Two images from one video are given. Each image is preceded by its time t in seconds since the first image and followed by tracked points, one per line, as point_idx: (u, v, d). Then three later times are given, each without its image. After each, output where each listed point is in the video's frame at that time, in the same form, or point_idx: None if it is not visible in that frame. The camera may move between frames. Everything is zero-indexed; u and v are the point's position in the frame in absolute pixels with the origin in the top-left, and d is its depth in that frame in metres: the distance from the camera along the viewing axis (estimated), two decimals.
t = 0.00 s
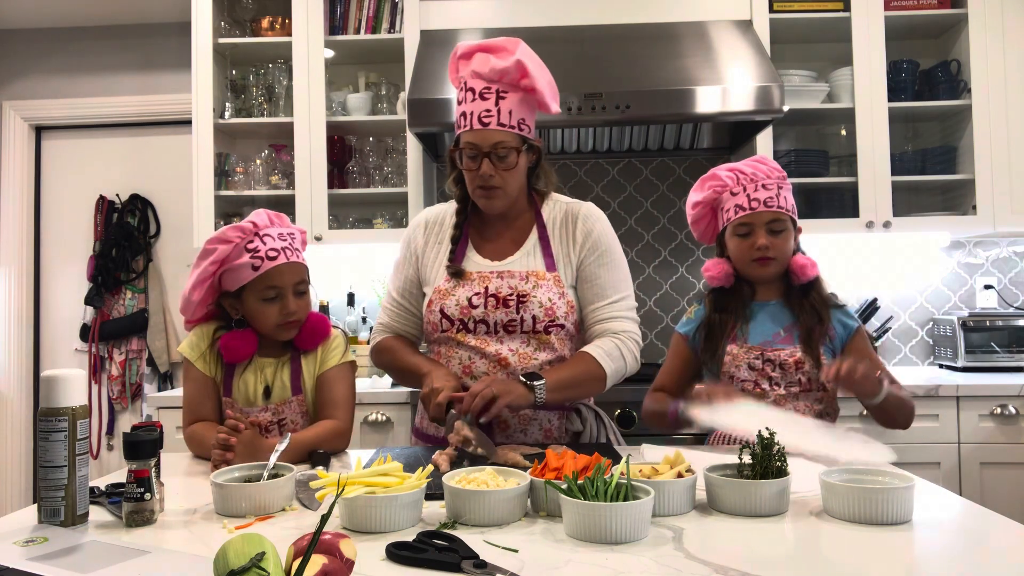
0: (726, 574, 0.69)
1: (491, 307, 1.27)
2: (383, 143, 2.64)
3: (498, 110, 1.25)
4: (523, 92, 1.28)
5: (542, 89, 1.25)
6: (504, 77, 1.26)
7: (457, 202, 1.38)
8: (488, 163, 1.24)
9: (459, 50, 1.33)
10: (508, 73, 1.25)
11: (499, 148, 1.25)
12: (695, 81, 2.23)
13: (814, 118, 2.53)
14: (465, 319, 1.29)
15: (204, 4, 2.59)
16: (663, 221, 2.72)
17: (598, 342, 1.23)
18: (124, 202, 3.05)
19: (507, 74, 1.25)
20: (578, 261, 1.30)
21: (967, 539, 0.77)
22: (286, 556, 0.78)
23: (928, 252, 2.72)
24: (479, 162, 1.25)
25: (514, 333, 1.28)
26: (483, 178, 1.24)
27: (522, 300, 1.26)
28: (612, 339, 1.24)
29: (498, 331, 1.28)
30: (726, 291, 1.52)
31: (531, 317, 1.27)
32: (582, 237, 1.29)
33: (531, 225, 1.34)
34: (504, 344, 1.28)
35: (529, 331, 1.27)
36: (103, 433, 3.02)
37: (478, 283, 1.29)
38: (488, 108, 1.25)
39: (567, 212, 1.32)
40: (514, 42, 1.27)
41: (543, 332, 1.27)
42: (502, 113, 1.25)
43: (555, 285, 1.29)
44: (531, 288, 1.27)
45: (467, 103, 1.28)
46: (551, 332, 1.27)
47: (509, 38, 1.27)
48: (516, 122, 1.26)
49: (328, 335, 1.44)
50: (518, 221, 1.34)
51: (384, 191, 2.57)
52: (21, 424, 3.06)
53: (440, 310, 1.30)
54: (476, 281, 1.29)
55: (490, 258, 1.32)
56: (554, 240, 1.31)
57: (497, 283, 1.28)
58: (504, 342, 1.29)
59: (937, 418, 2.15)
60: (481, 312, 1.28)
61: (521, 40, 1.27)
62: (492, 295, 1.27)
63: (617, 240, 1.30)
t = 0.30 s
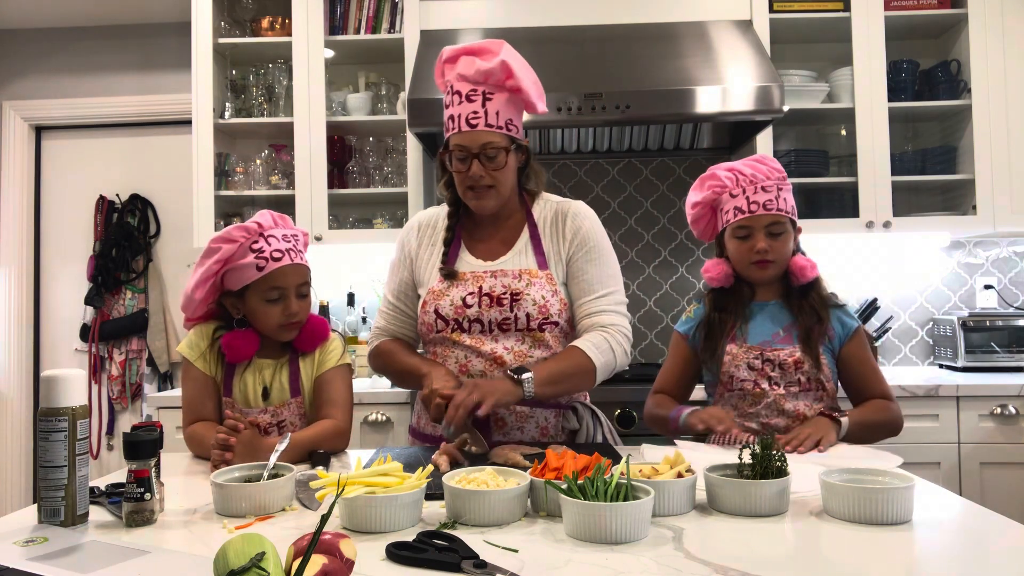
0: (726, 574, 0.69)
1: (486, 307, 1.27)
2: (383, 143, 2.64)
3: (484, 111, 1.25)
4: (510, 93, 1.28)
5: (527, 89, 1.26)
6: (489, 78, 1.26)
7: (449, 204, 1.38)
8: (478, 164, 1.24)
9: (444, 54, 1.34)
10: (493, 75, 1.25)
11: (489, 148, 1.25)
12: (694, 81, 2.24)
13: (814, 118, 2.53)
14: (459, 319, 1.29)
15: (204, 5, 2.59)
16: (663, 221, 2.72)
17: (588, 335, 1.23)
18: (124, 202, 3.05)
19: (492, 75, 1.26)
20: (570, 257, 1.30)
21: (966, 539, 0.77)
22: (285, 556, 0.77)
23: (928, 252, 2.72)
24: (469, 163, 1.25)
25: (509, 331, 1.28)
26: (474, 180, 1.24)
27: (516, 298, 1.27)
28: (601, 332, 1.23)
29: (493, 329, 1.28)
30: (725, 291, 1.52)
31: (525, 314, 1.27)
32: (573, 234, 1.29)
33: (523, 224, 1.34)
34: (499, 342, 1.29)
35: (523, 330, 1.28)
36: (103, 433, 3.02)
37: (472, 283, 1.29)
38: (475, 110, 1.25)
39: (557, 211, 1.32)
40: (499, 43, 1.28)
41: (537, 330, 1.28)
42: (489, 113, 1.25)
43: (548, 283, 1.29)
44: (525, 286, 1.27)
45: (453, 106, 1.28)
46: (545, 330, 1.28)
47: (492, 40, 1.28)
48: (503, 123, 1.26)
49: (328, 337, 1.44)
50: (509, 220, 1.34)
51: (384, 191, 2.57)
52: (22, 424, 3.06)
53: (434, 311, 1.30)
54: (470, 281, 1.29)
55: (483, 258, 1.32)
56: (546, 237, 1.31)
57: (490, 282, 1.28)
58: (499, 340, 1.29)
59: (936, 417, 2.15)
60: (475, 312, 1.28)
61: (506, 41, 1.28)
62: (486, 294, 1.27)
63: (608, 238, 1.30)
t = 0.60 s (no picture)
0: (726, 574, 0.69)
1: (481, 307, 1.27)
2: (383, 143, 2.64)
3: (474, 114, 1.25)
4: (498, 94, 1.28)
5: (516, 91, 1.25)
6: (478, 80, 1.26)
7: (442, 207, 1.38)
8: (469, 166, 1.24)
9: (432, 57, 1.33)
10: (481, 77, 1.25)
11: (479, 150, 1.25)
12: (695, 81, 2.24)
13: (814, 118, 2.54)
14: (455, 320, 1.28)
15: (204, 4, 2.58)
16: (663, 221, 2.72)
17: (584, 331, 1.23)
18: (124, 202, 3.05)
19: (481, 77, 1.26)
20: (564, 256, 1.30)
21: (966, 539, 0.77)
22: (286, 556, 0.77)
23: (928, 252, 2.72)
24: (460, 165, 1.25)
25: (505, 331, 1.28)
26: (466, 182, 1.24)
27: (512, 297, 1.27)
28: (599, 327, 1.23)
29: (490, 329, 1.28)
30: (728, 290, 1.51)
31: (520, 314, 1.27)
32: (566, 233, 1.30)
33: (515, 224, 1.34)
34: (495, 342, 1.29)
35: (519, 329, 1.28)
36: (103, 433, 3.02)
37: (467, 284, 1.29)
38: (465, 112, 1.25)
39: (549, 210, 1.32)
40: (487, 45, 1.28)
41: (533, 329, 1.28)
42: (479, 116, 1.25)
43: (543, 282, 1.29)
44: (520, 286, 1.27)
45: (443, 109, 1.28)
46: (541, 329, 1.28)
47: (480, 42, 1.28)
48: (493, 124, 1.26)
49: (323, 335, 1.44)
50: (502, 220, 1.34)
51: (384, 191, 2.57)
52: (22, 424, 3.06)
53: (430, 313, 1.30)
54: (465, 282, 1.29)
55: (476, 259, 1.32)
56: (538, 237, 1.32)
57: (485, 282, 1.28)
58: (496, 340, 1.29)
59: (936, 417, 2.15)
60: (471, 312, 1.28)
61: (494, 43, 1.28)
62: (481, 294, 1.27)
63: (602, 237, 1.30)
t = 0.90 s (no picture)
0: (726, 574, 0.69)
1: (476, 307, 1.27)
2: (383, 143, 2.64)
3: (465, 115, 1.25)
4: (489, 96, 1.28)
5: (507, 92, 1.26)
6: (469, 81, 1.26)
7: (433, 207, 1.38)
8: (461, 168, 1.25)
9: (422, 59, 1.33)
10: (473, 78, 1.26)
11: (471, 152, 1.25)
12: (695, 81, 2.24)
13: (814, 118, 2.54)
14: (450, 321, 1.28)
15: (204, 4, 2.58)
16: (663, 221, 2.72)
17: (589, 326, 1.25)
18: (124, 202, 3.05)
19: (472, 78, 1.26)
20: (558, 256, 1.31)
21: (967, 539, 0.77)
22: (286, 556, 0.77)
23: (928, 252, 2.72)
24: (452, 166, 1.25)
25: (500, 331, 1.28)
26: (458, 183, 1.25)
27: (506, 297, 1.27)
28: (599, 324, 1.25)
29: (485, 329, 1.28)
30: (727, 289, 1.52)
31: (515, 314, 1.27)
32: (560, 234, 1.30)
33: (507, 225, 1.34)
34: (491, 341, 1.28)
35: (514, 328, 1.28)
36: (103, 433, 3.02)
37: (461, 285, 1.29)
38: (456, 113, 1.25)
39: (541, 211, 1.33)
40: (477, 46, 1.28)
41: (528, 329, 1.28)
42: (470, 117, 1.25)
43: (537, 282, 1.29)
44: (514, 286, 1.27)
45: (434, 110, 1.28)
46: (536, 328, 1.28)
47: (471, 43, 1.28)
48: (484, 125, 1.26)
49: (321, 334, 1.44)
50: (493, 220, 1.34)
51: (384, 191, 2.57)
52: (22, 425, 3.06)
53: (424, 314, 1.30)
54: (459, 284, 1.29)
55: (468, 259, 1.32)
56: (531, 237, 1.32)
57: (480, 283, 1.28)
58: (491, 340, 1.29)
59: (936, 417, 2.15)
60: (465, 313, 1.27)
61: (484, 45, 1.28)
62: (476, 295, 1.27)
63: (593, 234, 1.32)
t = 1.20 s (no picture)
0: (726, 574, 0.69)
1: (476, 306, 1.27)
2: (383, 143, 2.64)
3: (468, 114, 1.26)
4: (490, 94, 1.29)
5: (508, 90, 1.27)
6: (472, 80, 1.27)
7: (432, 206, 1.37)
8: (463, 166, 1.25)
9: (424, 57, 1.34)
10: (476, 76, 1.26)
11: (473, 150, 1.25)
12: (695, 81, 2.23)
13: (814, 118, 2.54)
14: (450, 320, 1.28)
15: (204, 5, 2.58)
16: (663, 221, 2.72)
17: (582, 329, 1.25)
18: (124, 201, 3.05)
19: (475, 77, 1.27)
20: (557, 256, 1.31)
21: (967, 539, 0.77)
22: (286, 556, 0.77)
23: (928, 252, 2.72)
24: (454, 165, 1.25)
25: (500, 329, 1.28)
26: (459, 181, 1.25)
27: (506, 296, 1.27)
28: (596, 325, 1.26)
29: (485, 328, 1.28)
30: (724, 289, 1.51)
31: (515, 312, 1.27)
32: (559, 233, 1.30)
33: (505, 224, 1.34)
34: (491, 339, 1.29)
35: (514, 326, 1.28)
36: (103, 433, 3.02)
37: (461, 284, 1.28)
38: (459, 112, 1.25)
39: (539, 210, 1.32)
40: (480, 46, 1.29)
41: (528, 326, 1.28)
42: (472, 116, 1.26)
43: (536, 280, 1.29)
44: (514, 284, 1.27)
45: (436, 109, 1.28)
46: (536, 326, 1.28)
47: (474, 42, 1.29)
48: (485, 124, 1.27)
49: (320, 331, 1.44)
50: (492, 219, 1.34)
51: (384, 191, 2.57)
52: (22, 425, 3.06)
53: (424, 313, 1.29)
54: (458, 282, 1.29)
55: (466, 258, 1.32)
56: (530, 236, 1.32)
57: (479, 281, 1.28)
58: (491, 338, 1.29)
59: (936, 417, 2.15)
60: (466, 312, 1.27)
61: (486, 44, 1.29)
62: (475, 293, 1.27)
63: (589, 233, 1.32)
